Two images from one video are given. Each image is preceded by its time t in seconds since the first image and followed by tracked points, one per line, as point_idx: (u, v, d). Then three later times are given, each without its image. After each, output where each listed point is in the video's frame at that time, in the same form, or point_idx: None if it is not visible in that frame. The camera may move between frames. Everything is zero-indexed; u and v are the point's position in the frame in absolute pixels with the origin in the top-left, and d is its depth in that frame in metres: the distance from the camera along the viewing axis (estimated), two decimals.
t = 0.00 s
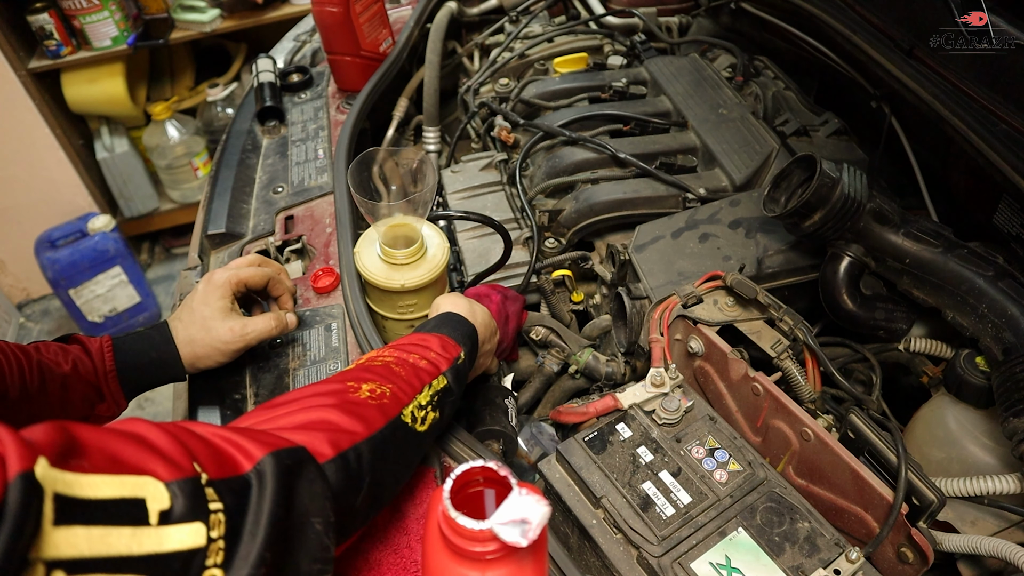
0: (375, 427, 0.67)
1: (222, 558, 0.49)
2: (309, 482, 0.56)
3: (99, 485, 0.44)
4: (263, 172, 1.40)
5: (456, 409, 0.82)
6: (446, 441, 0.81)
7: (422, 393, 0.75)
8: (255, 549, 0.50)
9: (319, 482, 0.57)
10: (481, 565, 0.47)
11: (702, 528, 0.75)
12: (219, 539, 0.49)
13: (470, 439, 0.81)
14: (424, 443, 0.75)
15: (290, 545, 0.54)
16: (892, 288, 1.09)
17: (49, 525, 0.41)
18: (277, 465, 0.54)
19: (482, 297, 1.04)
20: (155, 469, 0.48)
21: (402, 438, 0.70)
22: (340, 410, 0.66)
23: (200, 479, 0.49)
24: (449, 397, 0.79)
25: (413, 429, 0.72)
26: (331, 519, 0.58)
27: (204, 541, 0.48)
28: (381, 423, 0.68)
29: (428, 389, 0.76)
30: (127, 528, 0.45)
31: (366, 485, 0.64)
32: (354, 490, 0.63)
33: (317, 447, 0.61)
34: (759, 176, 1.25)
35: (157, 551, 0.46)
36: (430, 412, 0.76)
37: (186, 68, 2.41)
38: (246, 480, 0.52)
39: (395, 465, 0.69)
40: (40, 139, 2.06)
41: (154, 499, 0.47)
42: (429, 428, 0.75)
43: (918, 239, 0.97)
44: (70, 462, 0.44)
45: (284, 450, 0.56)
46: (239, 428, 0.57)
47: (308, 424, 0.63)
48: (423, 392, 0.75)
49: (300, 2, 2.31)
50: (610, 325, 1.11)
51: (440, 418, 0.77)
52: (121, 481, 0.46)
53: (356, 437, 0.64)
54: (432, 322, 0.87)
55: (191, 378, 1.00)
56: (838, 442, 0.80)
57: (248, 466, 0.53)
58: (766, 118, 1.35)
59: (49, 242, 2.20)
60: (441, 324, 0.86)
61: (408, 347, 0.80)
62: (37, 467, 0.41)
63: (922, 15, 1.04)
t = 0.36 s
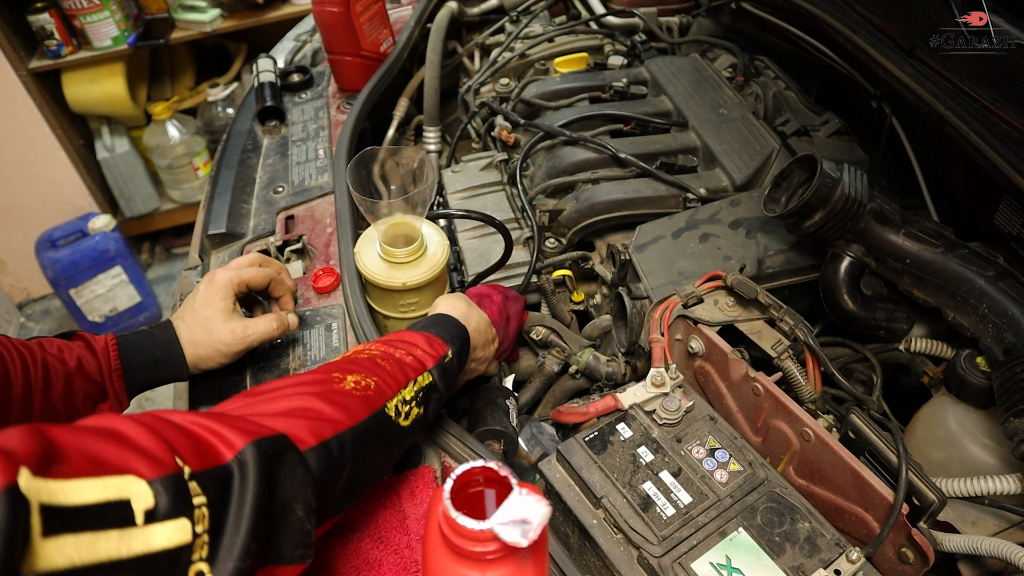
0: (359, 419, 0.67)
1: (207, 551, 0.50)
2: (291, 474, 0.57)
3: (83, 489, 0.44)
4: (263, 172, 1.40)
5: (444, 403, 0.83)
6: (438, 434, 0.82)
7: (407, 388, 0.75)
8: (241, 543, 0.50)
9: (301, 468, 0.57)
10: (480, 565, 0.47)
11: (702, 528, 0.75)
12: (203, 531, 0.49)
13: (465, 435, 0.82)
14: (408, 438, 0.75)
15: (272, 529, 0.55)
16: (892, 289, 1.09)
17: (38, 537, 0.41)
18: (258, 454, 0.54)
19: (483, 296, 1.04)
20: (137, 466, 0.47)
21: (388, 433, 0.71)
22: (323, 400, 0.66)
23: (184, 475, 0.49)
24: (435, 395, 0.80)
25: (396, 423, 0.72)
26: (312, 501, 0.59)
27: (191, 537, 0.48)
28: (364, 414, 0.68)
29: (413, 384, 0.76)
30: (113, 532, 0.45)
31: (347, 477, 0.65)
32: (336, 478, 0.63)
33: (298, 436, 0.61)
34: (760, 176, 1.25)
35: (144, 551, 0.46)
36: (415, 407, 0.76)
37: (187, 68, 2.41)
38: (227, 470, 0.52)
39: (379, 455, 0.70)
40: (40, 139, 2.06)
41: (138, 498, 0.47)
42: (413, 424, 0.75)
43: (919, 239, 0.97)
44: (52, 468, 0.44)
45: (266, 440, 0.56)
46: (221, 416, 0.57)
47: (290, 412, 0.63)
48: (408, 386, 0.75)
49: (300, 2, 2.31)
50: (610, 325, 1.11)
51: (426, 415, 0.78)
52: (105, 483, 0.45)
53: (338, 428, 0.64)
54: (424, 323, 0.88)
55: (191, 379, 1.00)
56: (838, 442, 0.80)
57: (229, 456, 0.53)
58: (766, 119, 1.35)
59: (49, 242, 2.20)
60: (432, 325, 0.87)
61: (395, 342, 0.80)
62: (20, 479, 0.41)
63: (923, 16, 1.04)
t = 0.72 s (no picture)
0: (369, 419, 0.67)
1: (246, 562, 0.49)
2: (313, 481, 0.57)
3: (122, 516, 0.44)
4: (263, 172, 1.40)
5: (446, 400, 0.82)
6: (440, 435, 0.82)
7: (410, 386, 0.75)
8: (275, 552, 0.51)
9: (320, 472, 0.58)
10: (482, 565, 0.47)
11: (703, 527, 0.75)
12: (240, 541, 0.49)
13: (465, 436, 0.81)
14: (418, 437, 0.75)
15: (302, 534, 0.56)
16: (893, 289, 1.09)
17: (90, 564, 0.42)
18: (277, 464, 0.54)
19: (483, 296, 1.05)
20: (168, 490, 0.47)
21: (398, 430, 0.71)
22: (330, 404, 0.66)
23: (212, 493, 0.49)
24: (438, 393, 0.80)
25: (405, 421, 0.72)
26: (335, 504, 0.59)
27: (229, 551, 0.48)
28: (372, 414, 0.68)
29: (415, 382, 0.76)
30: (157, 555, 0.45)
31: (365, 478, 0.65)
32: (353, 475, 0.63)
33: (312, 440, 0.61)
34: (760, 176, 1.25)
35: (186, 570, 0.46)
36: (421, 404, 0.76)
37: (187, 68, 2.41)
38: (251, 485, 0.52)
39: (393, 453, 0.70)
40: (40, 139, 2.06)
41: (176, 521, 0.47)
42: (421, 423, 0.75)
43: (919, 240, 0.97)
44: (88, 500, 0.44)
45: (280, 448, 0.56)
46: (232, 433, 0.56)
47: (301, 418, 0.63)
48: (411, 385, 0.75)
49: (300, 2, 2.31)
50: (611, 325, 1.11)
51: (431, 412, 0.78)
52: (141, 509, 0.45)
53: (350, 429, 0.65)
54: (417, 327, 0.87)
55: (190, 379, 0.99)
56: (838, 442, 0.80)
57: (250, 470, 0.53)
58: (767, 119, 1.35)
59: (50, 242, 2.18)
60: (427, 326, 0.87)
61: (392, 346, 0.80)
62: (64, 511, 0.41)
63: (923, 15, 1.04)
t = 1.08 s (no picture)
0: (305, 352, 0.67)
1: (151, 450, 0.48)
2: (230, 387, 0.56)
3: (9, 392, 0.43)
4: (263, 172, 1.40)
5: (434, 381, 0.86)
6: (418, 415, 0.87)
7: (370, 340, 0.76)
8: (179, 450, 0.49)
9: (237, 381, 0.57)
10: (482, 565, 0.47)
11: (703, 528, 0.75)
12: (145, 432, 0.48)
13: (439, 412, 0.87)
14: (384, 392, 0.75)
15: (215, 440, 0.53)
16: (893, 289, 1.09)
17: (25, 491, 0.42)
18: (192, 365, 0.54)
19: (483, 296, 1.05)
20: (65, 377, 0.47)
21: (345, 370, 0.71)
22: (269, 338, 0.67)
23: (115, 386, 0.48)
24: (411, 354, 0.80)
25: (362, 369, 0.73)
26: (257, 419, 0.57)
27: (125, 434, 0.47)
28: (309, 350, 0.68)
29: (381, 340, 0.78)
30: (51, 458, 0.43)
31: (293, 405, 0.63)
32: (275, 404, 0.62)
33: (238, 362, 0.61)
34: (761, 176, 1.25)
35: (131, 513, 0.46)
36: (392, 361, 0.77)
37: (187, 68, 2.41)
38: (164, 388, 0.52)
39: (340, 392, 0.69)
40: (41, 139, 2.06)
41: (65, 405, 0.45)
42: (382, 375, 0.75)
43: (920, 240, 0.97)
44: None
45: (200, 355, 0.56)
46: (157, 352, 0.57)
47: (237, 345, 0.64)
48: (373, 339, 0.77)
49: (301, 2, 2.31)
50: (611, 325, 1.11)
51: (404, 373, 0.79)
52: (31, 387, 0.45)
53: (280, 356, 0.65)
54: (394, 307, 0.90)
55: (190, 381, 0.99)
56: (839, 442, 0.80)
57: (166, 377, 0.53)
58: (767, 119, 1.35)
59: (50, 242, 2.19)
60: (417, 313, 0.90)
61: (371, 315, 0.83)
62: None
63: (923, 16, 1.04)
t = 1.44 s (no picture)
0: (264, 332, 0.70)
1: (87, 401, 0.54)
2: (174, 355, 0.60)
3: None
4: (263, 172, 1.40)
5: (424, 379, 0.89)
6: (417, 413, 0.87)
7: (343, 328, 0.78)
8: (116, 406, 0.54)
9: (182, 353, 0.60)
10: (481, 565, 0.47)
11: (703, 528, 0.75)
12: (81, 384, 0.53)
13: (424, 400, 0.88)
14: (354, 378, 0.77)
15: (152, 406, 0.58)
16: (893, 289, 1.09)
17: None
18: (139, 329, 0.59)
19: (484, 296, 1.05)
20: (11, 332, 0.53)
21: (308, 354, 0.73)
22: (232, 315, 0.70)
23: (56, 340, 0.54)
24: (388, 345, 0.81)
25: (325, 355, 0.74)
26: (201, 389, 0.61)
27: (61, 385, 0.52)
28: (270, 330, 0.71)
29: (358, 329, 0.79)
30: None
31: (247, 376, 0.66)
32: (224, 381, 0.64)
33: (195, 333, 0.65)
34: (761, 176, 1.25)
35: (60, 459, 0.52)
36: (366, 351, 0.78)
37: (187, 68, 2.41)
38: (109, 347, 0.57)
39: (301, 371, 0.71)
40: (40, 139, 2.06)
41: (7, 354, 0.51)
42: (350, 364, 0.76)
43: (920, 240, 0.97)
44: None
45: (149, 321, 0.61)
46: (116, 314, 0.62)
47: (198, 318, 0.67)
48: (347, 328, 0.78)
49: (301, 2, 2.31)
50: (611, 326, 1.11)
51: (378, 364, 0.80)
52: None
53: (237, 332, 0.68)
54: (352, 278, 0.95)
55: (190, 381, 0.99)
56: (839, 442, 0.80)
57: (111, 336, 0.58)
58: (767, 119, 1.35)
59: (50, 242, 2.19)
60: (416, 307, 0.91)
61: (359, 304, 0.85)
62: None
63: (923, 16, 1.04)
